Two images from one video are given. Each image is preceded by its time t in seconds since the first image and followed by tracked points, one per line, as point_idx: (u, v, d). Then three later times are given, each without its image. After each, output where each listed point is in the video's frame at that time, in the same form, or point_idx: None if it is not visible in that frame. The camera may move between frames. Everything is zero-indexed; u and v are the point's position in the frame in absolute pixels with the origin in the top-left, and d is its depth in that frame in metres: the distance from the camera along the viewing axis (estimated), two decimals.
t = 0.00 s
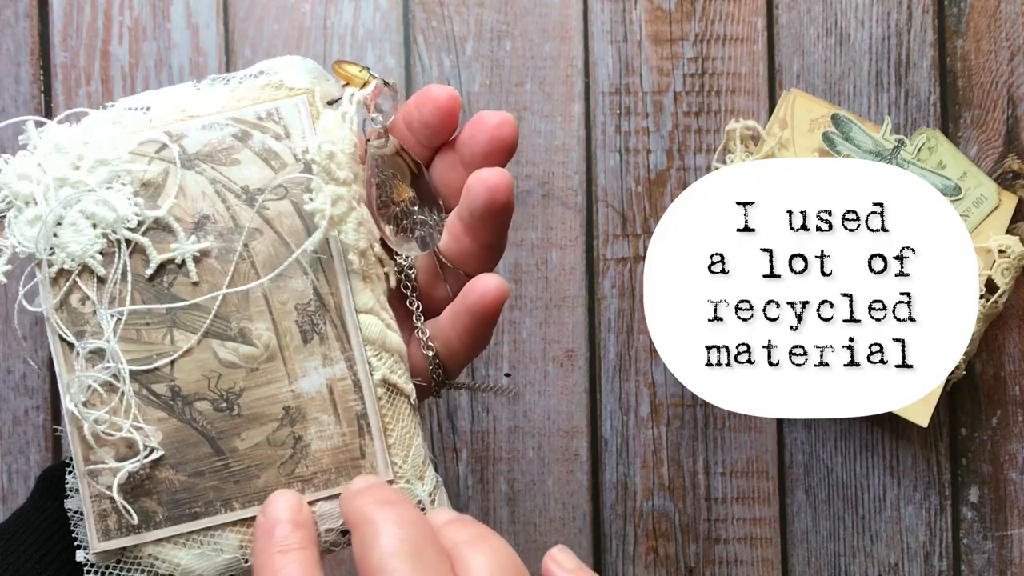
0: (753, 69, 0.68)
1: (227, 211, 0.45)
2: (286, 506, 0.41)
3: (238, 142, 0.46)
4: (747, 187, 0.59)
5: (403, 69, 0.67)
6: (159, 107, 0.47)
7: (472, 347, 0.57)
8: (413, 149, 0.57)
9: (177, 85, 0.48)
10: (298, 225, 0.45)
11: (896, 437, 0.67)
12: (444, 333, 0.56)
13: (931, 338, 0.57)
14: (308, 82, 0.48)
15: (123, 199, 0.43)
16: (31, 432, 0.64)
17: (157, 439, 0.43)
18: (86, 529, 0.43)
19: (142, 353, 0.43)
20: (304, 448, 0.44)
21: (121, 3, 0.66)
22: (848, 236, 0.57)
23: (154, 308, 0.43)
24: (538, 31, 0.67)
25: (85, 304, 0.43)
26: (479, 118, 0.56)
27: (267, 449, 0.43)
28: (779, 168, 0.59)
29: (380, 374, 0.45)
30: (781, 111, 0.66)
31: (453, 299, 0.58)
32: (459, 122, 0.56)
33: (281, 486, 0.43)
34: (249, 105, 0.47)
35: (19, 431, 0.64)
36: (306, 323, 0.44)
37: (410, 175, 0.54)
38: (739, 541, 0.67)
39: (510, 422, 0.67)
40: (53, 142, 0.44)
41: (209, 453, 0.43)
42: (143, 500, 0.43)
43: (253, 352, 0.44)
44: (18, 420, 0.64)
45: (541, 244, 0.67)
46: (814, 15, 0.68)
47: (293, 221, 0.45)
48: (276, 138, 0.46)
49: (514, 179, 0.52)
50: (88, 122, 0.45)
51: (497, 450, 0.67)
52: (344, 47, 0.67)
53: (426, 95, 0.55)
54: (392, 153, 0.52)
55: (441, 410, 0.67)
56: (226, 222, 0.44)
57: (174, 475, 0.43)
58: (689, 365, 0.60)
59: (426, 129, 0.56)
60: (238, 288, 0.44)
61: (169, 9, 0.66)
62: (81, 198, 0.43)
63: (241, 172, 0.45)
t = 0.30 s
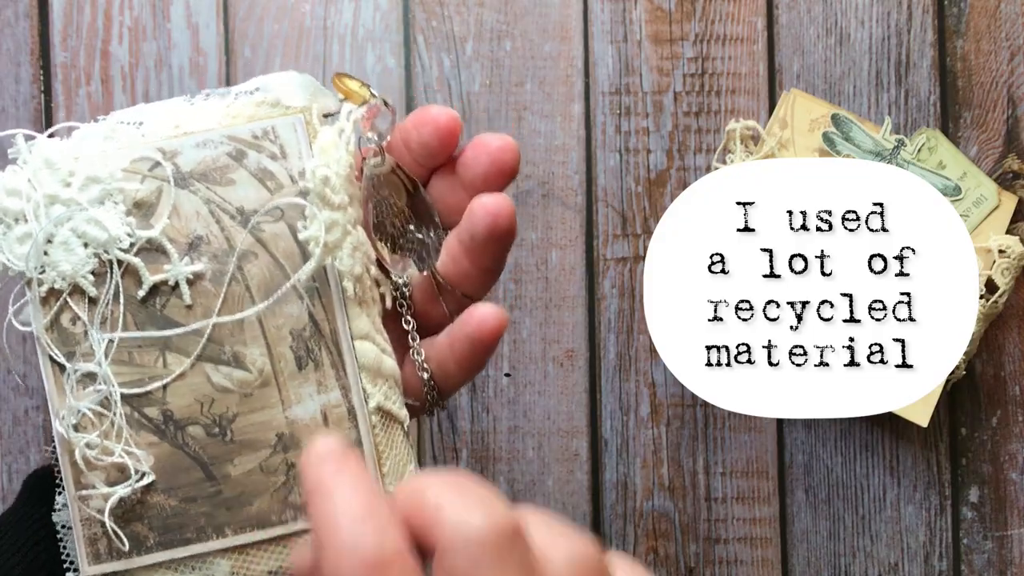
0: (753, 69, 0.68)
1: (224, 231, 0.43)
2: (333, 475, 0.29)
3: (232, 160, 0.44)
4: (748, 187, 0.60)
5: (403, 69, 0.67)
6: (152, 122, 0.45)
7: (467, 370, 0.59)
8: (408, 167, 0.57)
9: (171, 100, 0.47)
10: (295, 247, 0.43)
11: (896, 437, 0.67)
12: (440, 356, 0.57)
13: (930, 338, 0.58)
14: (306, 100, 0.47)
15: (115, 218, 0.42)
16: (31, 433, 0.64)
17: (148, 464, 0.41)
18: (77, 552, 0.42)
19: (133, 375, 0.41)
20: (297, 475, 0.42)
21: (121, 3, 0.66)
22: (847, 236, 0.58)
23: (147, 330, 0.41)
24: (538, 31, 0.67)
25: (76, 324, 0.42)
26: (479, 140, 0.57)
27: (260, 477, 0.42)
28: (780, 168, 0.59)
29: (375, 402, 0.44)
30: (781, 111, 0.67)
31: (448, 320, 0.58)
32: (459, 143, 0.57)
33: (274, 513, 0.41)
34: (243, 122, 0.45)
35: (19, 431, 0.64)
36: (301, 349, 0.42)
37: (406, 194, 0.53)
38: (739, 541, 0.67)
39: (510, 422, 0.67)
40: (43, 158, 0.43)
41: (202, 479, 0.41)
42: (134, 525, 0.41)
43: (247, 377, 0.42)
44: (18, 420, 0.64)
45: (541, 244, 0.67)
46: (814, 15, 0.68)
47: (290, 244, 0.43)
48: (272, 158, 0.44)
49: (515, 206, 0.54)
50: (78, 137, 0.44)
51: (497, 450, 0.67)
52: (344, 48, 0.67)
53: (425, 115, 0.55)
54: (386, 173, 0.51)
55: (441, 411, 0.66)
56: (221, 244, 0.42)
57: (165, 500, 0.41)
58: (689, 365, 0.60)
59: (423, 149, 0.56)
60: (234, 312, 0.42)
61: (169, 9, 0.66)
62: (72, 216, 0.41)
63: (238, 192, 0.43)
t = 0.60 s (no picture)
0: (753, 69, 0.68)
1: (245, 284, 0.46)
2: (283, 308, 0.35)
3: (264, 211, 0.46)
4: (747, 187, 0.60)
5: (403, 69, 0.67)
6: (184, 164, 0.47)
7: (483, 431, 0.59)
8: (437, 223, 0.57)
9: (205, 142, 0.49)
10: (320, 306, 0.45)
11: (896, 436, 0.67)
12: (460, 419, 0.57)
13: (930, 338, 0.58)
14: (340, 152, 0.48)
15: (141, 264, 0.45)
16: (31, 432, 0.64)
17: (163, 509, 0.45)
18: None
19: (153, 421, 0.45)
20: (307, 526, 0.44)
21: (121, 3, 0.66)
22: (848, 236, 0.58)
23: (169, 377, 0.45)
24: (538, 31, 0.67)
25: (96, 366, 0.45)
26: (512, 204, 0.57)
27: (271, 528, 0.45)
28: (779, 168, 0.60)
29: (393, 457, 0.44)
30: (781, 111, 0.67)
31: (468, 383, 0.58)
32: (492, 206, 0.57)
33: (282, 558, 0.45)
34: (278, 172, 0.47)
35: (20, 431, 0.64)
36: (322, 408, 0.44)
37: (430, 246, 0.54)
38: (739, 541, 0.67)
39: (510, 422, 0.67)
40: (69, 196, 0.45)
41: (216, 528, 0.45)
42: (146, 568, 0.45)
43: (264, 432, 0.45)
44: (18, 420, 0.64)
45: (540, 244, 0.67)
46: (814, 15, 0.68)
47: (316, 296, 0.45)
48: (305, 211, 0.46)
49: (543, 274, 0.57)
50: (107, 174, 0.46)
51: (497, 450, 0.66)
52: (344, 47, 0.67)
53: (460, 172, 0.55)
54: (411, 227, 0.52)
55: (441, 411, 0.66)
56: (246, 294, 0.46)
57: (179, 546, 0.45)
58: (689, 365, 0.60)
59: (455, 207, 0.55)
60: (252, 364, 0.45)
61: (169, 9, 0.66)
62: (99, 258, 0.44)
63: (268, 243, 0.46)
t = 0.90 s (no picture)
0: (753, 69, 0.68)
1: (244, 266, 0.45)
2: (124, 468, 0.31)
3: (261, 195, 0.46)
4: (747, 187, 0.60)
5: (402, 69, 0.67)
6: (181, 149, 0.47)
7: (478, 405, 0.60)
8: (432, 207, 0.58)
9: (202, 128, 0.48)
10: (320, 285, 0.45)
11: (896, 437, 0.67)
12: (451, 391, 0.60)
13: (931, 338, 0.58)
14: (336, 135, 0.47)
15: (139, 248, 0.44)
16: (31, 432, 0.64)
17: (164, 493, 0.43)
18: None
19: (152, 404, 0.44)
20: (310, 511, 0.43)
21: (121, 3, 0.66)
22: (848, 236, 0.58)
23: (168, 362, 0.44)
24: (538, 30, 0.67)
25: (94, 351, 0.45)
26: (497, 192, 0.58)
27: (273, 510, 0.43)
28: (779, 168, 0.59)
29: (393, 442, 0.45)
30: (781, 111, 0.67)
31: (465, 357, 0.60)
32: (482, 191, 0.58)
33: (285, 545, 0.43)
34: (274, 156, 0.47)
35: (19, 431, 0.64)
36: (321, 386, 0.44)
37: (428, 230, 0.56)
38: (739, 541, 0.67)
39: (510, 422, 0.67)
40: (65, 180, 0.45)
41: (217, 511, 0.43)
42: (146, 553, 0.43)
43: (266, 413, 0.44)
44: (18, 420, 0.64)
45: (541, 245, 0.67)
46: (814, 15, 0.68)
47: (314, 278, 0.45)
48: (302, 193, 0.46)
49: (538, 257, 0.57)
50: (103, 160, 0.46)
51: (497, 450, 0.66)
52: (343, 47, 0.67)
53: (454, 158, 0.56)
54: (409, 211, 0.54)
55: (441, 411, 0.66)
56: (244, 277, 0.45)
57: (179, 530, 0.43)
58: (689, 365, 0.60)
59: (450, 190, 0.57)
60: (252, 344, 0.44)
61: (169, 9, 0.66)
62: (96, 242, 0.44)
63: (265, 226, 0.46)
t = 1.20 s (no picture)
0: (753, 69, 0.68)
1: (233, 239, 0.44)
2: None
3: (245, 167, 0.45)
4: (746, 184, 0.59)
5: (403, 69, 0.67)
6: (163, 125, 0.45)
7: (471, 378, 0.57)
8: (417, 178, 0.57)
9: (183, 102, 0.47)
10: (306, 257, 0.44)
11: (896, 437, 0.67)
12: (444, 363, 0.56)
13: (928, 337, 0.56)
14: (318, 107, 0.46)
15: (125, 223, 0.42)
16: (31, 432, 0.64)
17: (154, 468, 0.42)
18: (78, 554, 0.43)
19: (141, 380, 0.43)
20: (304, 484, 0.43)
21: (121, 3, 0.66)
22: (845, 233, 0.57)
23: (157, 337, 0.43)
24: (538, 30, 0.67)
25: (82, 327, 0.43)
26: (485, 157, 0.56)
27: (265, 483, 0.43)
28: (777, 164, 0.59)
29: (383, 411, 0.45)
30: (781, 111, 0.66)
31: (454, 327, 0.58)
32: (468, 158, 0.56)
33: (279, 520, 0.43)
34: (257, 129, 0.45)
35: (19, 431, 0.64)
36: (310, 356, 0.44)
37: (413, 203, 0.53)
38: (739, 541, 0.67)
39: (510, 422, 0.67)
40: (49, 157, 0.43)
41: (208, 485, 0.43)
42: (137, 530, 0.42)
43: (256, 385, 0.43)
44: (17, 420, 0.64)
45: (541, 244, 0.67)
46: (814, 15, 0.68)
47: (300, 249, 0.44)
48: (286, 165, 0.45)
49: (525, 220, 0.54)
50: (85, 138, 0.44)
51: (497, 450, 0.66)
52: (343, 47, 0.67)
53: (437, 127, 0.55)
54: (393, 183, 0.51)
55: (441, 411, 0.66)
56: (231, 250, 0.44)
57: (170, 505, 0.42)
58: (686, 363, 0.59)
59: (434, 161, 0.55)
60: (241, 316, 0.43)
61: (169, 9, 0.66)
62: (81, 219, 0.42)
63: (251, 199, 0.44)
